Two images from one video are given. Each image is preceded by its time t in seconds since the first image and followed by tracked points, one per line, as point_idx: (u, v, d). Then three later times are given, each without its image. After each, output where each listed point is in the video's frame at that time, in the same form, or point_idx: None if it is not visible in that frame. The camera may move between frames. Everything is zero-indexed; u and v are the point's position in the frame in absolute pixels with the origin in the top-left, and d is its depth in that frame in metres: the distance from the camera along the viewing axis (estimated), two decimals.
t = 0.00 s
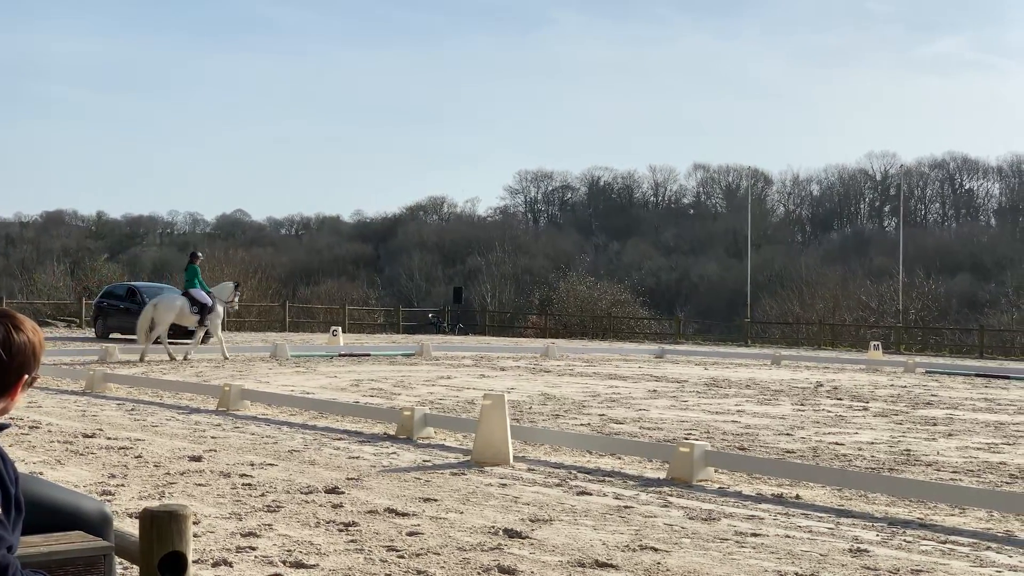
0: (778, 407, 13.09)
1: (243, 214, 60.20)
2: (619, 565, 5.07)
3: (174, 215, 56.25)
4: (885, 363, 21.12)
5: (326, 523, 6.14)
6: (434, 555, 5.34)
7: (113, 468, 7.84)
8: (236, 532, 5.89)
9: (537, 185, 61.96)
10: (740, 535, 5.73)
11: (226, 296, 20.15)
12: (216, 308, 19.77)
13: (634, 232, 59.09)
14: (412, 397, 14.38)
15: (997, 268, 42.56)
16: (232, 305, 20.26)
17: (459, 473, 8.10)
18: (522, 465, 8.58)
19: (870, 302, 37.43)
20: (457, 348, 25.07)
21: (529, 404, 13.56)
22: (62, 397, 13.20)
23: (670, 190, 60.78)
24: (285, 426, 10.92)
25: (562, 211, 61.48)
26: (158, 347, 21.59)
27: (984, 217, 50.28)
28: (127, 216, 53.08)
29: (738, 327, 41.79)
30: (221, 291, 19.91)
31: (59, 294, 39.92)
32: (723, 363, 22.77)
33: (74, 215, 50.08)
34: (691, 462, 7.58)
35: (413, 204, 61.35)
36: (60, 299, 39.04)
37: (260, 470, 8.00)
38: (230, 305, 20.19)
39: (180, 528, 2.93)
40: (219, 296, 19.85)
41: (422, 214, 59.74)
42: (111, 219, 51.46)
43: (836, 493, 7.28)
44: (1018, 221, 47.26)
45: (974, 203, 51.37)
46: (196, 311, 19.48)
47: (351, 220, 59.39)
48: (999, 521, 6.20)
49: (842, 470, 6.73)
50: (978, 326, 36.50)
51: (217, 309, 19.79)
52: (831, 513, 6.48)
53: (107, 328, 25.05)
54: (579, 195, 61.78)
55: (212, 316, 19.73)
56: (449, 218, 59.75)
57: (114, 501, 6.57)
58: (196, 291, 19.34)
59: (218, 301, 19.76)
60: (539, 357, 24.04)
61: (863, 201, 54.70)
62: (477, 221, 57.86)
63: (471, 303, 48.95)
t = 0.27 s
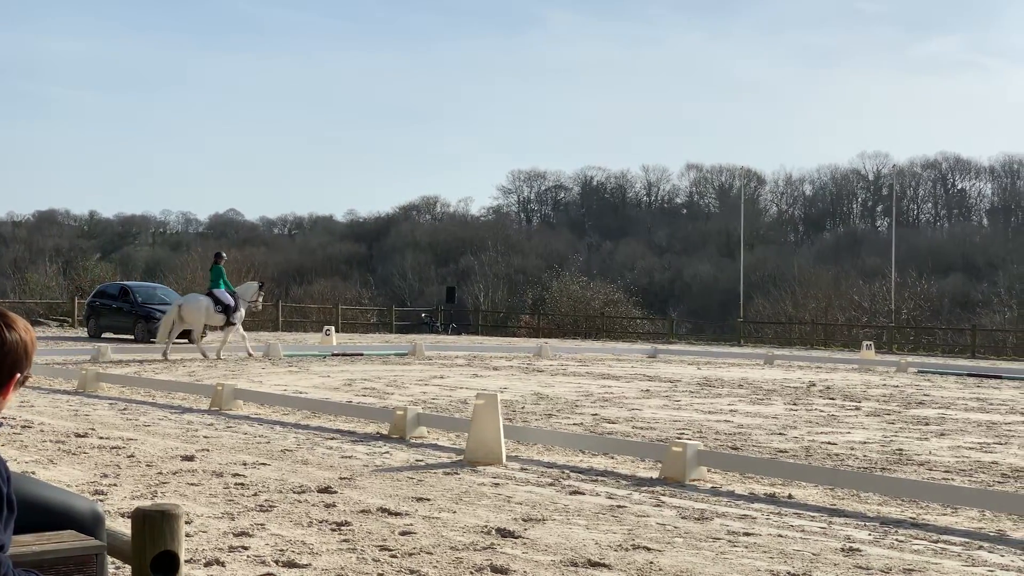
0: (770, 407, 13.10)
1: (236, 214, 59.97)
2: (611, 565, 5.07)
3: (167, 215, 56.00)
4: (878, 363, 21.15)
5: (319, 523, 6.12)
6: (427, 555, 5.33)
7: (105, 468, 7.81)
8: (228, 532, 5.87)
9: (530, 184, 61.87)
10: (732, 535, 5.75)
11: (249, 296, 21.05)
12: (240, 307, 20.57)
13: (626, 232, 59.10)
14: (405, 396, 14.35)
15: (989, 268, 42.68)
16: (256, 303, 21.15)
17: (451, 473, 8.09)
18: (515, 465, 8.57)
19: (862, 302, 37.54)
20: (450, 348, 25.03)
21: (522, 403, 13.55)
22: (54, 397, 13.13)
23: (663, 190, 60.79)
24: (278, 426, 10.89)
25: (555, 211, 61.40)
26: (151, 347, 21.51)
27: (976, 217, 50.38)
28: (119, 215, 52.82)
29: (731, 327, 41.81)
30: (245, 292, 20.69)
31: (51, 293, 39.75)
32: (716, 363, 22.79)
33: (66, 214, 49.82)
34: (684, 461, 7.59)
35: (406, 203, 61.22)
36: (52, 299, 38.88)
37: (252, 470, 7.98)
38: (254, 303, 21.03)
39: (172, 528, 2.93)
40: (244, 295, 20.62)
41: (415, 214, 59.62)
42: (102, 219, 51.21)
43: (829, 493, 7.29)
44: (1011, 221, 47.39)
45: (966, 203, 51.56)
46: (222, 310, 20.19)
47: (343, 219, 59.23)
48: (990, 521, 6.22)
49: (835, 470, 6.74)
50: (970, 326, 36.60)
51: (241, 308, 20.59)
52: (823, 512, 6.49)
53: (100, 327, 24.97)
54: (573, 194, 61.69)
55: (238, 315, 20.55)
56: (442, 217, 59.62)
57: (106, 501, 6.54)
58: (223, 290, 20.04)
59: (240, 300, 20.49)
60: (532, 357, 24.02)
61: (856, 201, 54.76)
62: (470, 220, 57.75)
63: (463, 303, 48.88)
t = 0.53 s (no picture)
0: (755, 407, 13.15)
1: (222, 214, 59.69)
2: (597, 565, 5.08)
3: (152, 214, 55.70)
4: (863, 363, 21.27)
5: (304, 524, 6.10)
6: (412, 555, 5.32)
7: (90, 468, 7.76)
8: (213, 533, 5.84)
9: (516, 185, 61.87)
10: (717, 534, 5.76)
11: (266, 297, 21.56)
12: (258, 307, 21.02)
13: (613, 232, 59.23)
14: (391, 397, 14.34)
15: (973, 268, 43.04)
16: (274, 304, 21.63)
17: (437, 473, 8.08)
18: (501, 465, 8.57)
19: (847, 302, 37.81)
20: (436, 349, 25.01)
21: (507, 404, 13.56)
22: (38, 397, 13.05)
23: (649, 190, 60.96)
24: (263, 426, 10.85)
25: (541, 211, 61.36)
26: (136, 347, 21.42)
27: (960, 218, 50.65)
28: (105, 215, 52.51)
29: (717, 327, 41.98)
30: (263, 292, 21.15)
31: (35, 293, 39.44)
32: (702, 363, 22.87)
33: (50, 214, 49.50)
34: (669, 461, 7.61)
35: (393, 203, 61.12)
36: (37, 299, 38.61)
37: (238, 470, 7.95)
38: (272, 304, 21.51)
39: (156, 529, 2.90)
40: (261, 296, 21.08)
41: (401, 214, 59.51)
42: (87, 219, 50.89)
43: (814, 493, 7.32)
44: (995, 221, 47.75)
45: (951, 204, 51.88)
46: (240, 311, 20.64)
47: (330, 220, 59.06)
48: (974, 521, 6.26)
49: (820, 471, 6.76)
50: (955, 326, 36.90)
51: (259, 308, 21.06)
52: (809, 512, 6.52)
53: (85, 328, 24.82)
54: (559, 195, 61.72)
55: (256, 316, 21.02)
56: (429, 218, 59.52)
57: (91, 502, 6.50)
58: (240, 292, 20.48)
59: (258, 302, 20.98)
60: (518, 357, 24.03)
61: (842, 202, 55.02)
62: (456, 221, 57.65)
63: (450, 303, 48.88)
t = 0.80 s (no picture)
0: (732, 407, 13.20)
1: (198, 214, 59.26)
2: (573, 564, 5.08)
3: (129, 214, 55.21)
4: (839, 363, 21.42)
5: (280, 524, 6.06)
6: (389, 555, 5.30)
7: (64, 469, 7.67)
8: (189, 533, 5.79)
9: (494, 185, 61.82)
10: (694, 534, 5.77)
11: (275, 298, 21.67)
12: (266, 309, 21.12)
13: (590, 232, 59.40)
14: (368, 396, 14.29)
15: (949, 269, 43.62)
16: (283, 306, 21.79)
17: (414, 473, 8.05)
18: (478, 465, 8.55)
19: (824, 301, 38.17)
20: (413, 348, 24.94)
21: (485, 403, 13.52)
22: (11, 397, 12.88)
23: (627, 191, 61.19)
24: (240, 426, 10.77)
25: (519, 211, 61.33)
26: (111, 347, 21.21)
27: (936, 218, 51.17)
28: (80, 215, 51.98)
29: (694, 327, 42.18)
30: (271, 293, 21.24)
31: (9, 293, 38.99)
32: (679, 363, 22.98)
33: (24, 214, 48.98)
34: (646, 461, 7.63)
35: (370, 203, 60.91)
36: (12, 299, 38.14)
37: (214, 470, 7.88)
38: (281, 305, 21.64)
39: (131, 529, 2.87)
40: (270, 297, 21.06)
41: (379, 215, 59.30)
42: (62, 219, 50.38)
43: (790, 492, 7.36)
44: (970, 222, 48.34)
45: (927, 205, 52.44)
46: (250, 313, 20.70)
47: (307, 219, 58.79)
48: (951, 519, 6.31)
49: (796, 470, 6.80)
50: (930, 326, 37.35)
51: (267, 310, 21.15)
52: (784, 511, 6.56)
53: (60, 328, 24.54)
54: (536, 195, 61.77)
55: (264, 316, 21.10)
56: (407, 217, 59.36)
57: (65, 502, 6.42)
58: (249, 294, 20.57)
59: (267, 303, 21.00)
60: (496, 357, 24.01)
61: (818, 203, 55.35)
62: (434, 221, 57.50)
63: (427, 303, 48.86)
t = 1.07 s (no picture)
0: (703, 407, 13.27)
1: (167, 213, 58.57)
2: (544, 564, 5.07)
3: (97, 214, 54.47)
4: (809, 363, 21.61)
5: (250, 525, 5.99)
6: (359, 555, 5.26)
7: (30, 470, 7.54)
8: (158, 534, 5.70)
9: (464, 185, 61.52)
10: (664, 533, 5.79)
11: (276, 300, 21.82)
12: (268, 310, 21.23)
13: (562, 232, 59.47)
14: (339, 397, 14.21)
15: (917, 270, 44.27)
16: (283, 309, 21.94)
17: (385, 473, 8.00)
18: (449, 466, 8.52)
19: (794, 302, 38.53)
20: (384, 349, 24.84)
21: (456, 404, 13.50)
22: None
23: (598, 191, 61.35)
24: (209, 427, 10.65)
25: (490, 212, 61.07)
26: (78, 348, 20.93)
27: (905, 219, 51.73)
28: (47, 214, 51.22)
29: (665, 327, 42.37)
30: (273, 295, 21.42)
31: None
32: (650, 363, 23.08)
33: None
34: (617, 461, 7.64)
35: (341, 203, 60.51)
36: None
37: (183, 471, 7.78)
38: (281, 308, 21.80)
39: (98, 529, 2.82)
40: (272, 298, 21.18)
41: (350, 215, 58.93)
42: (29, 218, 49.61)
43: (760, 491, 7.41)
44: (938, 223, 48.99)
45: (896, 206, 53.03)
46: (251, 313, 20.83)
47: (278, 219, 58.31)
48: (917, 518, 6.38)
49: (765, 469, 6.85)
50: (899, 326, 37.86)
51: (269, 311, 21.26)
52: (753, 510, 6.60)
53: (28, 328, 24.16)
54: (508, 195, 61.52)
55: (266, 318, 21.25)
56: (378, 218, 58.94)
57: (31, 503, 6.31)
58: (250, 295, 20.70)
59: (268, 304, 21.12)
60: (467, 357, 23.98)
61: (788, 203, 55.68)
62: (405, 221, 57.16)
63: (398, 304, 48.72)
